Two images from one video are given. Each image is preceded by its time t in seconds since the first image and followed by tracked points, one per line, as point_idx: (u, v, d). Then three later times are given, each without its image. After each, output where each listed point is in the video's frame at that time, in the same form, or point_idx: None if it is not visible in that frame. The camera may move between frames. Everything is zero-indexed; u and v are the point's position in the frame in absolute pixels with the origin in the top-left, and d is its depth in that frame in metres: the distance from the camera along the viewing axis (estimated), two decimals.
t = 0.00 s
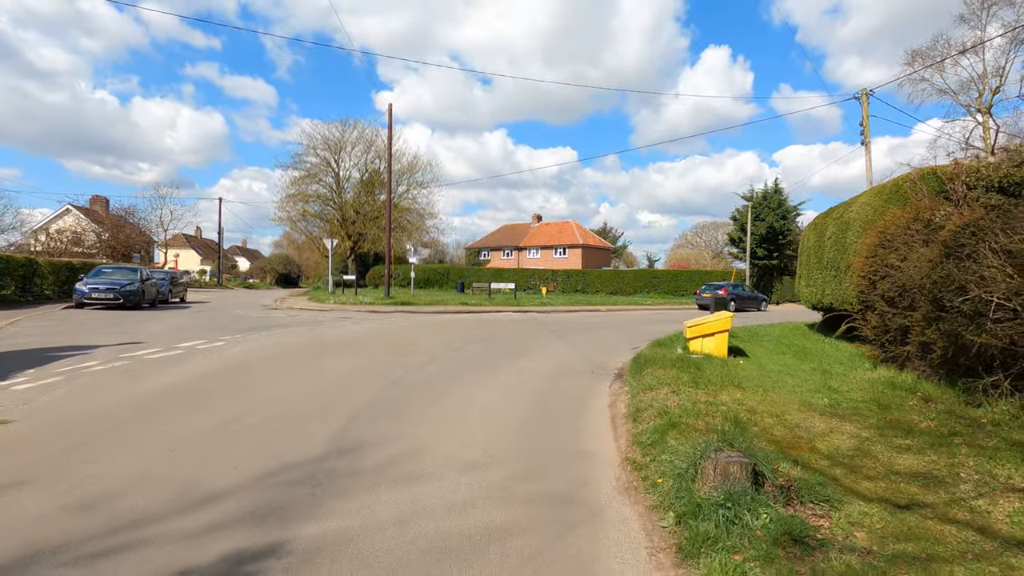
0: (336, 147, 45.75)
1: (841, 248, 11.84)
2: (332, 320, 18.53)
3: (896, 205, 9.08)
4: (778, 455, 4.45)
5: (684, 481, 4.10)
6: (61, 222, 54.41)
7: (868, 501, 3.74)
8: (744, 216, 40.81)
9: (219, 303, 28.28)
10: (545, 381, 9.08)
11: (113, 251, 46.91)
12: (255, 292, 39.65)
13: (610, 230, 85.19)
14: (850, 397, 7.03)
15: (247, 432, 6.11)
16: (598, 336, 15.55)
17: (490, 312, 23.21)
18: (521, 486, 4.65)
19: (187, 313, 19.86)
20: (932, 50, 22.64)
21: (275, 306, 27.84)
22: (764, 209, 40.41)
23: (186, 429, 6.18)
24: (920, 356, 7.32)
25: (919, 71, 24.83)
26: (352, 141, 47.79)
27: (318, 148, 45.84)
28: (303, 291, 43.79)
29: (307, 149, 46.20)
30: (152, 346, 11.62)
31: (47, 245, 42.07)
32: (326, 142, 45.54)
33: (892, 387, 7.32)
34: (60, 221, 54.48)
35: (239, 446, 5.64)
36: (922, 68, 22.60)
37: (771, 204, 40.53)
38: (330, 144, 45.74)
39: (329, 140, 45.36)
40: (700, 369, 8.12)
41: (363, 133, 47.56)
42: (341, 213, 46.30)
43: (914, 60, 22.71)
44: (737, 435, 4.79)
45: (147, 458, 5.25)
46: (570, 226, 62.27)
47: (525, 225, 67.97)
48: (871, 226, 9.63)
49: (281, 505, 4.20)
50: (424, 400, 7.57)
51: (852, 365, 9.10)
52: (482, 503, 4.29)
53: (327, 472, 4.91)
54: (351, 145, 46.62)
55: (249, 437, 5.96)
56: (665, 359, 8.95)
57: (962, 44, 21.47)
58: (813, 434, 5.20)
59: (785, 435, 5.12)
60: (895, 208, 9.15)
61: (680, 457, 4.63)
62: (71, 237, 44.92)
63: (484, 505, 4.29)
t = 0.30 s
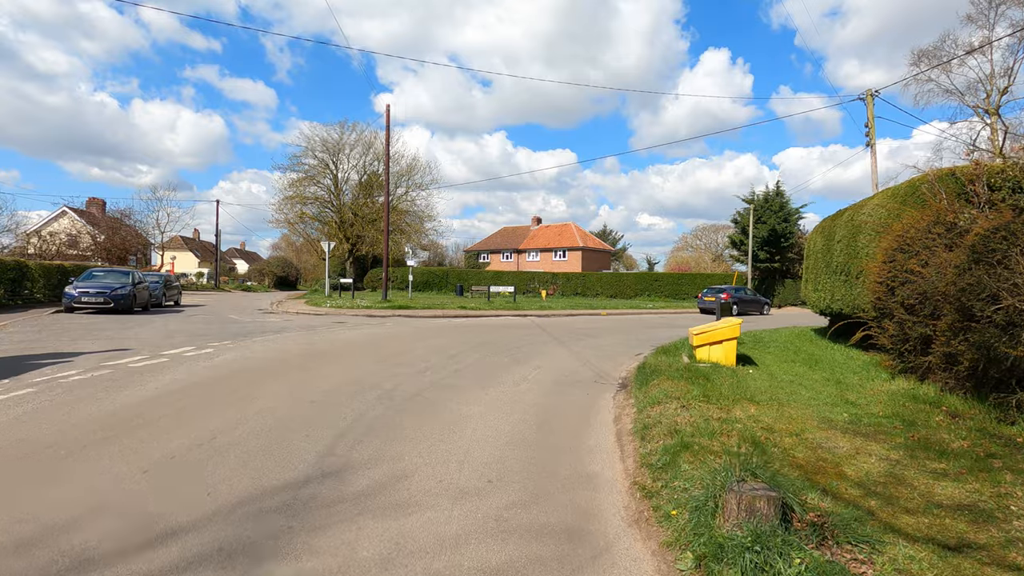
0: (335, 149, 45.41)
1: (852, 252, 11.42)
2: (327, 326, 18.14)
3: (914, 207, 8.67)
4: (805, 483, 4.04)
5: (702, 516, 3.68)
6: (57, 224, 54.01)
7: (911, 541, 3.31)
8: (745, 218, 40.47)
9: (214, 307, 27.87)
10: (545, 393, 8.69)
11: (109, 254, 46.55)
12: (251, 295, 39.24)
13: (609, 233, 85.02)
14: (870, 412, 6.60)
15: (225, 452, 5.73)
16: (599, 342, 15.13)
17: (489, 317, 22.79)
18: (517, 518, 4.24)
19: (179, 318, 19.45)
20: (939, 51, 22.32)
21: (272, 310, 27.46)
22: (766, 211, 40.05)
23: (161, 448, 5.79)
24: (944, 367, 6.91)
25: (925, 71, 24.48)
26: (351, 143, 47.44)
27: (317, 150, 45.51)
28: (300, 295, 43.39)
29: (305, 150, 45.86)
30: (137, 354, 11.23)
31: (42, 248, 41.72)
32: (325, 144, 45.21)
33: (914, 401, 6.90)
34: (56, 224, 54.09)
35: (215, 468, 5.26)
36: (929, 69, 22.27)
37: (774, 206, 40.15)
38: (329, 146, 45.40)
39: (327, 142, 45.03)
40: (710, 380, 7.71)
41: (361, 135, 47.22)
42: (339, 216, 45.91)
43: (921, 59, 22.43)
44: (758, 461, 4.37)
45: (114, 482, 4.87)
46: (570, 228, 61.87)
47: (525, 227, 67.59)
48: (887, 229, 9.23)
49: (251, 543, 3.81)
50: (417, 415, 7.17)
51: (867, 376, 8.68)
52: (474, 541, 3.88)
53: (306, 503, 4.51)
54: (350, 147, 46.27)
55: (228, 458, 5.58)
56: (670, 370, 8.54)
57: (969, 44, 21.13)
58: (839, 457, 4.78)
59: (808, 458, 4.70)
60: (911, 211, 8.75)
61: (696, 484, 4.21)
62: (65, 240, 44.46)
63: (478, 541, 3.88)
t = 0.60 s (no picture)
0: (330, 150, 44.95)
1: (859, 252, 11.02)
2: (318, 328, 17.63)
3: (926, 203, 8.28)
4: (830, 504, 3.61)
5: (717, 545, 3.23)
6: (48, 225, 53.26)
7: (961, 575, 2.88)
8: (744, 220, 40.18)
9: (204, 309, 27.30)
10: (540, 398, 8.23)
11: (99, 256, 45.94)
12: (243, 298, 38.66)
13: (606, 235, 84.75)
14: (887, 420, 6.18)
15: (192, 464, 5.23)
16: (597, 345, 14.69)
17: (484, 320, 22.32)
18: (508, 542, 3.78)
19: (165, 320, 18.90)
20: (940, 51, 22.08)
21: (263, 313, 26.92)
22: (764, 213, 39.77)
23: (121, 459, 5.29)
24: (964, 372, 6.49)
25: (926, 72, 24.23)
26: (346, 145, 46.99)
27: (311, 151, 45.03)
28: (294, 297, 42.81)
29: (299, 151, 45.38)
30: (113, 358, 10.70)
31: (31, 250, 41.07)
32: (320, 145, 44.75)
33: (933, 408, 6.49)
34: (47, 225, 53.37)
35: (178, 483, 4.76)
36: (930, 69, 22.02)
37: (772, 209, 39.90)
38: (324, 147, 44.94)
39: (322, 143, 44.57)
40: (715, 386, 7.27)
41: (357, 136, 46.78)
42: (334, 217, 45.42)
43: (921, 59, 22.19)
44: (776, 481, 3.92)
45: (63, 499, 4.38)
46: (567, 230, 61.52)
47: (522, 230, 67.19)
48: (897, 228, 8.82)
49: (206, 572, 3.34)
50: (404, 423, 6.68)
51: (879, 381, 8.26)
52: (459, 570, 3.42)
53: (274, 524, 4.04)
54: (345, 148, 45.82)
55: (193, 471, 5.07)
56: (672, 375, 8.10)
57: (971, 43, 20.87)
58: (862, 471, 4.35)
59: (830, 474, 4.27)
60: (924, 209, 8.35)
61: (708, 505, 3.78)
62: (54, 241, 43.75)
63: (465, 570, 3.42)
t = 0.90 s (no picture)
0: (322, 148, 44.31)
1: (866, 251, 10.59)
2: (306, 330, 17.08)
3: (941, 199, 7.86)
4: (869, 541, 3.13)
5: None
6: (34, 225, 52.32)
7: None
8: (740, 219, 39.92)
9: (191, 310, 26.63)
10: (536, 406, 7.74)
11: (86, 256, 45.13)
12: (232, 299, 37.96)
13: (601, 235, 84.51)
14: (909, 432, 5.72)
15: (151, 484, 4.71)
16: (594, 348, 14.21)
17: (478, 321, 21.79)
18: None
19: (148, 322, 18.27)
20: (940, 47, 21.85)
21: (252, 314, 26.30)
22: (761, 212, 39.51)
23: (73, 480, 4.76)
24: (991, 380, 6.06)
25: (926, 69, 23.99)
26: (339, 143, 46.38)
27: (303, 149, 44.40)
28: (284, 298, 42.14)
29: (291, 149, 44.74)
30: (85, 363, 10.13)
31: (16, 249, 40.22)
32: (312, 143, 44.12)
33: (955, 418, 6.05)
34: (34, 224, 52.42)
35: (132, 509, 4.24)
36: (930, 64, 21.77)
37: (768, 208, 39.65)
38: (316, 145, 44.30)
39: (314, 141, 43.95)
40: (722, 394, 6.80)
41: (350, 134, 46.18)
42: (327, 216, 44.80)
43: (921, 55, 21.93)
44: (804, 514, 3.45)
45: None
46: (562, 230, 61.15)
47: (517, 229, 66.76)
48: (910, 226, 8.38)
49: None
50: (388, 435, 6.17)
51: (893, 387, 7.81)
52: None
53: (234, 560, 3.54)
54: (338, 146, 45.21)
55: (151, 492, 4.55)
56: (675, 381, 7.63)
57: (973, 39, 20.61)
58: (894, 495, 3.89)
59: (860, 499, 3.81)
60: (940, 205, 7.91)
61: (728, 540, 3.31)
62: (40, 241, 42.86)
63: None
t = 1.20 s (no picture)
0: (307, 148, 43.49)
1: (865, 251, 10.28)
2: (286, 334, 16.43)
3: (950, 196, 7.52)
4: None
5: None
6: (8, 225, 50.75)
7: None
8: (729, 221, 39.84)
9: (168, 313, 25.75)
10: (526, 415, 7.27)
11: (62, 257, 43.89)
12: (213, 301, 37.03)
13: (589, 237, 84.40)
14: (928, 443, 5.33)
15: (91, 511, 4.15)
16: (584, 351, 13.78)
17: (465, 323, 21.26)
18: None
19: (120, 325, 17.49)
20: (929, 48, 21.83)
21: (232, 317, 25.53)
22: (750, 214, 39.47)
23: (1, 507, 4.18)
24: (1009, 387, 5.71)
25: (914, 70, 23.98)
26: (324, 142, 45.56)
27: (288, 148, 43.54)
28: (267, 300, 41.24)
29: (274, 149, 43.88)
30: (43, 370, 9.46)
31: None
32: (296, 142, 43.29)
33: (973, 428, 5.68)
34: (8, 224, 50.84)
35: (64, 542, 3.68)
36: (919, 65, 21.74)
37: (756, 210, 39.60)
38: (301, 144, 43.46)
39: (299, 140, 43.13)
40: (725, 403, 6.37)
41: (335, 134, 45.40)
42: (311, 217, 43.97)
43: (910, 57, 21.90)
44: (838, 548, 3.02)
45: None
46: (550, 231, 60.82)
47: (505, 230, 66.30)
48: (915, 225, 8.05)
49: None
50: (365, 450, 5.65)
51: (899, 394, 7.46)
52: None
53: None
54: (323, 146, 44.42)
55: (90, 522, 3.99)
56: (674, 387, 7.19)
57: (962, 41, 20.58)
58: (930, 521, 3.47)
59: (894, 526, 3.38)
60: (947, 202, 7.59)
61: None
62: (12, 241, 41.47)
63: None
